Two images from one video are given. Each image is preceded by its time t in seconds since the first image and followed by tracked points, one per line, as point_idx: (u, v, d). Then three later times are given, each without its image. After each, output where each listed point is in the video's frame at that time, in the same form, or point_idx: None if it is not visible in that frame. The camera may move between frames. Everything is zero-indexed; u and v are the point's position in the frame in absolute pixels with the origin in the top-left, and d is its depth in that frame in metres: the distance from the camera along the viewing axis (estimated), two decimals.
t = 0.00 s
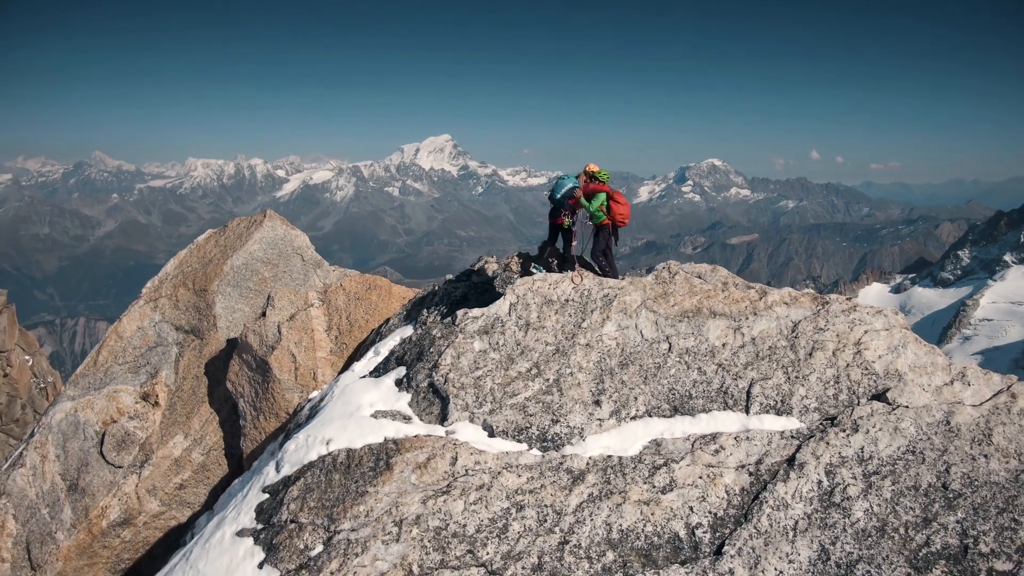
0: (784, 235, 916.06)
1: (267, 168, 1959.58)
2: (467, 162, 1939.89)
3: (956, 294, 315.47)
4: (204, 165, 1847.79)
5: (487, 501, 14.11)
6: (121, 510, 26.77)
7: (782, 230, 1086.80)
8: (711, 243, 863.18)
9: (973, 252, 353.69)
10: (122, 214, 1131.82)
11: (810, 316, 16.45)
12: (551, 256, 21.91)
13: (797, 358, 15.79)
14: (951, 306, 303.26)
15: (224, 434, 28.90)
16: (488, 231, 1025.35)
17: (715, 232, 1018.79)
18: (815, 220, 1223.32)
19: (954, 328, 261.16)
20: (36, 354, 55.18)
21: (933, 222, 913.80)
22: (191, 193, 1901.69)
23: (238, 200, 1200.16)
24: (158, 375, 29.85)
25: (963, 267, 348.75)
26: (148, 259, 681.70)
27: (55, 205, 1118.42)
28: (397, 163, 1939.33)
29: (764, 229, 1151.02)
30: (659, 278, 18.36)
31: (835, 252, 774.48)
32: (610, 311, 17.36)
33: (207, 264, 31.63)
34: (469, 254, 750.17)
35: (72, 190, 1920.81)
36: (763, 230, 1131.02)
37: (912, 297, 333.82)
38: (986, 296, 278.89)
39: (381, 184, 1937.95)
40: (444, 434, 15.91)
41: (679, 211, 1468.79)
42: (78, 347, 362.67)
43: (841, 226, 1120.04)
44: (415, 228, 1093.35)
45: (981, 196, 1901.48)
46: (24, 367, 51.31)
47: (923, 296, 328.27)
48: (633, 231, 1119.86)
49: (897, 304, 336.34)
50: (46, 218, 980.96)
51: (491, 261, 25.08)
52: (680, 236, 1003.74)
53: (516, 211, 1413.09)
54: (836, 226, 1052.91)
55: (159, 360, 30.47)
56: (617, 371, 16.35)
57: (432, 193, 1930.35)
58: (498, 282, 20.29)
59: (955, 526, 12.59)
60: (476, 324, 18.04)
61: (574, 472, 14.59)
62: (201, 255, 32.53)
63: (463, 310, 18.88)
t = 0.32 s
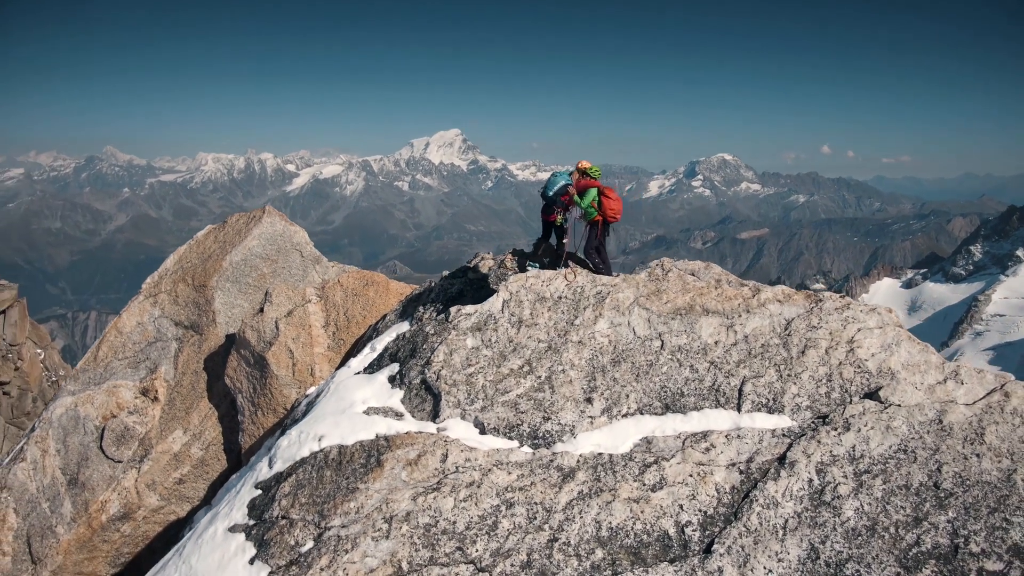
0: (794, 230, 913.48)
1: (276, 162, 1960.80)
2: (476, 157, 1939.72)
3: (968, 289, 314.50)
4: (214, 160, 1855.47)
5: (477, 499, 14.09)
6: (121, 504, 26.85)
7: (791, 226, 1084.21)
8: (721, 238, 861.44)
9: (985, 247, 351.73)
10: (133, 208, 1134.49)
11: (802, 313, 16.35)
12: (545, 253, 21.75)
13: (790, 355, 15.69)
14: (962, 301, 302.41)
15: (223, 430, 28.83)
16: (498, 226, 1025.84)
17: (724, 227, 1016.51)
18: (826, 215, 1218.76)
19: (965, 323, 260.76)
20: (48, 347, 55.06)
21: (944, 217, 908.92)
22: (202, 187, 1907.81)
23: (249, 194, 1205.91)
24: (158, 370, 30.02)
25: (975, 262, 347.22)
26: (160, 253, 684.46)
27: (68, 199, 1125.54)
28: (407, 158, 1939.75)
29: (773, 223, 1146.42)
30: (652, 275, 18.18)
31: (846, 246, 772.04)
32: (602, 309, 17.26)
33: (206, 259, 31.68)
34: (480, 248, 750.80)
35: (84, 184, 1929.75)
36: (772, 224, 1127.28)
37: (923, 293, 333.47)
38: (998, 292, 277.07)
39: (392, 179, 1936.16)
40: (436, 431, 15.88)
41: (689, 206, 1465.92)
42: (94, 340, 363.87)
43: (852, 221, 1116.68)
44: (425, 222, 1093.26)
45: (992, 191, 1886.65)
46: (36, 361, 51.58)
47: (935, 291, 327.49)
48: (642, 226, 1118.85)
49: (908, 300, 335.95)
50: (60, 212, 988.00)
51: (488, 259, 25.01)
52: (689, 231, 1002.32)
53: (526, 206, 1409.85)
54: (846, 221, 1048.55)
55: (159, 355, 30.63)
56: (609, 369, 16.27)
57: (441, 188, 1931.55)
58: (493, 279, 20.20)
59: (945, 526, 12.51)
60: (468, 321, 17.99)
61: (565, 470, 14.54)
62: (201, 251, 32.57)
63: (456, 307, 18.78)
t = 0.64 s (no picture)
0: (803, 225, 911.46)
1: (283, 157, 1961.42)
2: (485, 152, 1940.44)
3: (978, 285, 314.03)
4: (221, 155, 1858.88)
5: (464, 497, 14.07)
6: (118, 500, 26.89)
7: (800, 221, 1082.30)
8: (729, 234, 859.49)
9: (997, 243, 349.61)
10: (142, 203, 1138.17)
11: (794, 311, 16.23)
12: (537, 251, 21.73)
13: (780, 354, 15.61)
14: (972, 298, 302.29)
15: (220, 426, 28.79)
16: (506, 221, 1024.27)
17: (733, 223, 1013.24)
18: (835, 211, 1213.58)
19: (976, 319, 260.03)
20: (58, 342, 55.30)
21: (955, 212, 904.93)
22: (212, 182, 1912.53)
23: (258, 190, 1207.49)
24: (154, 367, 30.02)
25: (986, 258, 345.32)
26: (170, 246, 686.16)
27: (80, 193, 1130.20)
28: (415, 153, 1939.96)
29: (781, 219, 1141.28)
30: (644, 273, 18.08)
31: (856, 242, 770.93)
32: (593, 307, 17.17)
33: (203, 255, 31.69)
34: (489, 243, 750.94)
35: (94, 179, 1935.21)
36: (781, 219, 1122.96)
37: (933, 289, 332.70)
38: (1010, 288, 275.52)
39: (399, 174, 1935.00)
40: (425, 429, 15.84)
41: (697, 202, 1463.55)
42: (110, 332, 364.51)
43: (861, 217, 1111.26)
44: (433, 218, 1092.96)
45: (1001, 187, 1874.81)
46: (46, 355, 52.55)
47: (945, 287, 327.20)
48: (650, 222, 1117.96)
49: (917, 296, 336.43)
50: (71, 207, 992.63)
51: (482, 255, 24.81)
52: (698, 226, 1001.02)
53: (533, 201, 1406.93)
54: (857, 216, 1044.67)
55: (156, 352, 30.62)
56: (599, 367, 16.20)
57: (449, 183, 1934.79)
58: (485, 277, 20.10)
59: (935, 526, 12.40)
60: (459, 318, 17.93)
61: (553, 468, 14.48)
62: (198, 247, 32.54)
63: (448, 304, 18.71)
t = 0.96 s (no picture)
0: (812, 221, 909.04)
1: (292, 152, 1960.06)
2: (493, 147, 1940.02)
3: (989, 282, 314.66)
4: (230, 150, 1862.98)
5: (451, 495, 13.99)
6: (115, 495, 26.89)
7: (809, 217, 1079.59)
8: (739, 230, 858.29)
9: (1009, 238, 347.96)
10: (153, 198, 1140.29)
11: (785, 310, 16.10)
12: (529, 248, 21.70)
13: (770, 352, 15.48)
14: (983, 294, 302.21)
15: (216, 422, 28.62)
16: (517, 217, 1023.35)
17: (742, 219, 1010.99)
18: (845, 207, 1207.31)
19: (987, 315, 259.35)
20: (68, 336, 56.85)
21: (967, 208, 900.46)
22: (221, 177, 1917.18)
23: (269, 185, 1210.31)
24: (151, 362, 30.09)
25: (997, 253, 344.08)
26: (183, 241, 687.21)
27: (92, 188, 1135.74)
28: (424, 149, 1938.88)
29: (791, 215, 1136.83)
30: (634, 270, 17.98)
31: (866, 238, 767.56)
32: (583, 304, 17.06)
33: (200, 251, 31.69)
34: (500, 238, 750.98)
35: (104, 174, 1938.60)
36: (790, 215, 1118.79)
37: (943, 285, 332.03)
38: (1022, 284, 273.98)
39: (409, 170, 1935.10)
40: (413, 427, 15.79)
41: (707, 198, 1461.06)
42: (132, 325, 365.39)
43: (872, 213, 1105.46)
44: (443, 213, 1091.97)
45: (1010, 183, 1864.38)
46: (55, 350, 53.18)
47: (956, 283, 327.95)
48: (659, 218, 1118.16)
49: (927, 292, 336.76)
50: (83, 202, 997.76)
51: (475, 252, 24.75)
52: (707, 222, 999.76)
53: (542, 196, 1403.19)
54: (867, 211, 1041.42)
55: (153, 348, 30.67)
56: (588, 366, 16.10)
57: (457, 178, 1933.76)
58: (476, 275, 19.98)
59: (923, 527, 12.29)
60: (449, 316, 17.82)
61: (541, 466, 14.42)
62: (195, 244, 32.54)
63: (439, 302, 18.62)
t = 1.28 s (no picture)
0: (823, 216, 905.88)
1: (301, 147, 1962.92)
2: (503, 142, 1940.06)
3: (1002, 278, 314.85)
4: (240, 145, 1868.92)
5: (439, 494, 13.95)
6: (112, 491, 26.90)
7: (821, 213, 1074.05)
8: (750, 227, 855.28)
9: None
10: (165, 193, 1146.46)
11: (776, 309, 15.99)
12: (523, 245, 21.62)
13: (760, 352, 15.40)
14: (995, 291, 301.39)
15: (213, 418, 28.64)
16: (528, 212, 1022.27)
17: (753, 214, 1007.07)
18: (855, 203, 1199.97)
19: (999, 312, 258.61)
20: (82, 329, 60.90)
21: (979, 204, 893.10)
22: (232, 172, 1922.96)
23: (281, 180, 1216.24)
24: (149, 359, 30.08)
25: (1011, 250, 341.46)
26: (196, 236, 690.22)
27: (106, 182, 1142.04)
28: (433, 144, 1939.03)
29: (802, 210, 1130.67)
30: (625, 269, 17.87)
31: (878, 234, 762.26)
32: (573, 303, 16.99)
33: (198, 248, 31.70)
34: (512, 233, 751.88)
35: (115, 169, 1949.17)
36: (800, 210, 1113.87)
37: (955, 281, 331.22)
38: None
39: (418, 165, 1935.73)
40: (402, 425, 15.74)
41: (717, 193, 1456.62)
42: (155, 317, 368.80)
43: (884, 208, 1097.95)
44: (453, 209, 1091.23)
45: None
46: (65, 344, 55.59)
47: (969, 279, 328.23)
48: (669, 213, 1116.69)
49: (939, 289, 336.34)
50: (97, 197, 1002.22)
51: (470, 249, 24.67)
52: (717, 217, 998.08)
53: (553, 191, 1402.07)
54: (878, 207, 1037.40)
55: (151, 344, 30.69)
56: (578, 364, 16.02)
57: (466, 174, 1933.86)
58: (469, 272, 19.97)
59: (910, 528, 12.20)
60: (440, 313, 17.75)
61: (528, 465, 14.39)
62: (193, 240, 32.54)
63: (430, 300, 18.55)
